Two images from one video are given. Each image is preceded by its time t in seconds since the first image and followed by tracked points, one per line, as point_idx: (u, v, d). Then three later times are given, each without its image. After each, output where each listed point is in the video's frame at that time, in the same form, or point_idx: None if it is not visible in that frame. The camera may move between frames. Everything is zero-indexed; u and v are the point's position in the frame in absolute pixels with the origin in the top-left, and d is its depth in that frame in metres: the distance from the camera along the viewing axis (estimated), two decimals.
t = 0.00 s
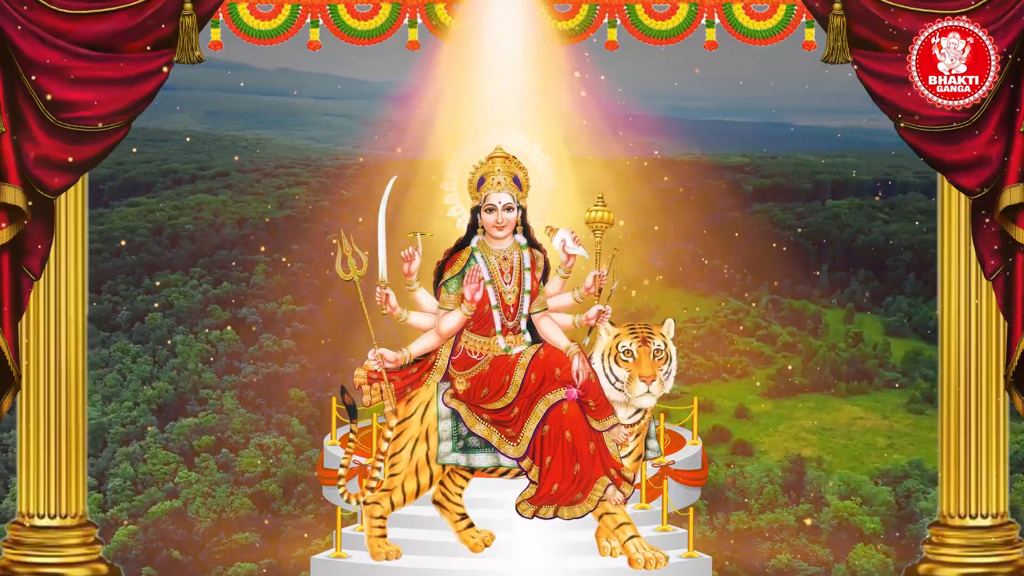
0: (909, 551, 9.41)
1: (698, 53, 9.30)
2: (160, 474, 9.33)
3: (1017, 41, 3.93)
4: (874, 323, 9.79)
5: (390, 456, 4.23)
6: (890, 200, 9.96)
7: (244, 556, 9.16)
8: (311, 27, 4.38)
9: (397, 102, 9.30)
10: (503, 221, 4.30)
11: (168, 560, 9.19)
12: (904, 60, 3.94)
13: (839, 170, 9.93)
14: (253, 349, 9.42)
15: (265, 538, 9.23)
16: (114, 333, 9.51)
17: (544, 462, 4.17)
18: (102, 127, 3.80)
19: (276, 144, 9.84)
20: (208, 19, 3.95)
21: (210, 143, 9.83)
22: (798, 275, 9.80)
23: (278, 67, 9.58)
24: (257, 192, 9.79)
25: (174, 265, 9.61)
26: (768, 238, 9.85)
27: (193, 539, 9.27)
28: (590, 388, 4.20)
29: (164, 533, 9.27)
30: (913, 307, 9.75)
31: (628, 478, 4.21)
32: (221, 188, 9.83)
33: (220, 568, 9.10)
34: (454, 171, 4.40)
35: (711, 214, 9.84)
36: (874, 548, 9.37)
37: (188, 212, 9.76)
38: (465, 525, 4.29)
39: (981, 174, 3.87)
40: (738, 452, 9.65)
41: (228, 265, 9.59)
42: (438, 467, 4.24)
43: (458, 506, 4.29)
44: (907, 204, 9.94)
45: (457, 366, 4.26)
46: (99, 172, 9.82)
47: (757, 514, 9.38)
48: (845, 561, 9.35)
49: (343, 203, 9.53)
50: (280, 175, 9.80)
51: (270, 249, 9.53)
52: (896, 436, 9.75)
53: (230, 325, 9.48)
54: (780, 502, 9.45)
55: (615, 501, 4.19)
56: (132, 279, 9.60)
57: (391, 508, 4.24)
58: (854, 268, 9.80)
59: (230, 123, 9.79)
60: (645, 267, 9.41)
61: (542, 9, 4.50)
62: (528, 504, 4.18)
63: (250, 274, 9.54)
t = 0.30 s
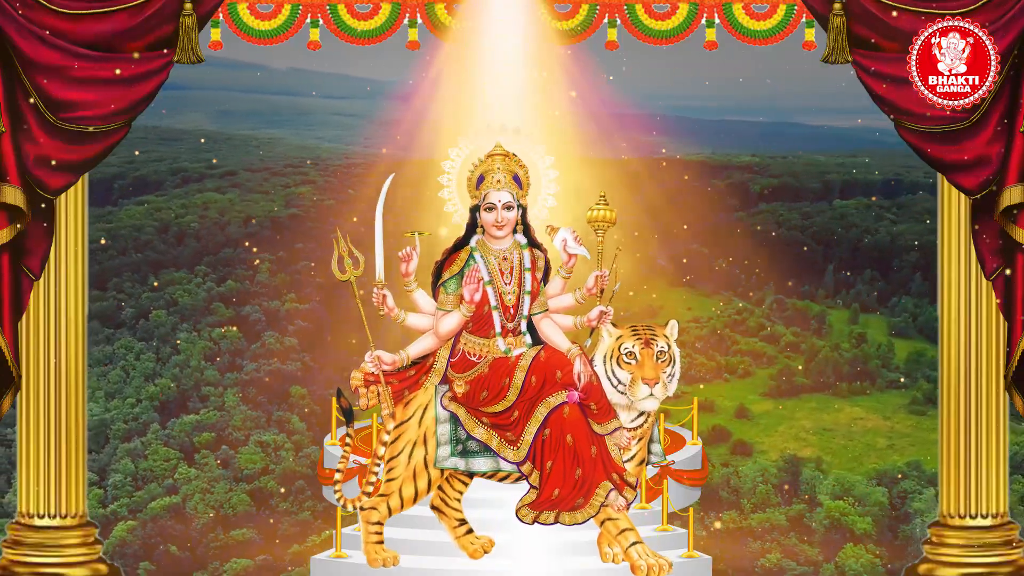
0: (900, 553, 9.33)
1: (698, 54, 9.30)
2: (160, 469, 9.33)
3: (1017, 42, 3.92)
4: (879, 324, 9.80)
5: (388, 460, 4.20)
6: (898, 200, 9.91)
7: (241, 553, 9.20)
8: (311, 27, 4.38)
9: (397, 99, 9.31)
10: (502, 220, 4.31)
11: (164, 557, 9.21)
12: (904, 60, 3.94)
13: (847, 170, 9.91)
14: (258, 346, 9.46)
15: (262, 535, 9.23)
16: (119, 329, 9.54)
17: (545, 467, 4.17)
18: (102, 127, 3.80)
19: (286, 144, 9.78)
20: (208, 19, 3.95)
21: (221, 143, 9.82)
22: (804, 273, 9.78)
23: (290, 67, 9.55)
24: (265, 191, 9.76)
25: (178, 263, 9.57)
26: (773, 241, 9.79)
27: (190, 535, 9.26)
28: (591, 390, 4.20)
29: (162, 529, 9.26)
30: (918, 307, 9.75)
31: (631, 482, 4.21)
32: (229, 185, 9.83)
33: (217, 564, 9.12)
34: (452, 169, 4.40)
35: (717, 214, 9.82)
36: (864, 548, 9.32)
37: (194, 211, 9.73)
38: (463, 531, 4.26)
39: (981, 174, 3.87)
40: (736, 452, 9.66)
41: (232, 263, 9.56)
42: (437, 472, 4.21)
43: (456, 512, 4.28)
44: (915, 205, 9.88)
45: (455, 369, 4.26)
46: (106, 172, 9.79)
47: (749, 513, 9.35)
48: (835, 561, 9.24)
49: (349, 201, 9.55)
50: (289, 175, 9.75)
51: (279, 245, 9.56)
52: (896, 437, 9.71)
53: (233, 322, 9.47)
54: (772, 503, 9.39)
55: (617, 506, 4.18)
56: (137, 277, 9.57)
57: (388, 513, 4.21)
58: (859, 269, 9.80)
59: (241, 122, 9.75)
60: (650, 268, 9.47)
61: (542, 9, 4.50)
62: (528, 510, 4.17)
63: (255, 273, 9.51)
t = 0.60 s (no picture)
0: (892, 553, 9.29)
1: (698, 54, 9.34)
2: (161, 466, 9.31)
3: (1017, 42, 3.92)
4: (882, 324, 9.72)
5: (385, 465, 4.20)
6: (906, 201, 9.96)
7: (237, 549, 9.15)
8: (311, 27, 4.38)
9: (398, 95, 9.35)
10: (502, 219, 4.31)
11: (162, 551, 9.19)
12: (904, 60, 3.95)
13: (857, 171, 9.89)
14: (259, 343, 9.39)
15: (259, 531, 9.18)
16: (123, 327, 9.51)
17: (544, 471, 4.17)
18: (102, 126, 3.80)
19: (297, 142, 9.84)
20: (208, 19, 3.96)
21: (233, 142, 9.94)
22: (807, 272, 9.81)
23: (305, 67, 9.68)
24: (272, 190, 9.79)
25: (183, 261, 9.57)
26: (776, 240, 9.84)
27: (189, 531, 9.23)
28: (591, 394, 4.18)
29: (160, 524, 9.25)
30: (923, 308, 9.74)
31: (634, 488, 4.21)
32: (236, 185, 9.86)
33: (213, 560, 9.09)
34: (451, 171, 4.40)
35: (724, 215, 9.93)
36: (854, 548, 9.23)
37: (201, 209, 9.76)
38: (463, 537, 4.27)
39: (980, 174, 3.87)
40: (734, 452, 9.63)
41: (236, 262, 9.54)
42: (435, 476, 4.22)
43: (455, 517, 4.28)
44: (923, 205, 9.93)
45: (454, 371, 4.26)
46: (116, 171, 9.84)
47: (741, 513, 9.33)
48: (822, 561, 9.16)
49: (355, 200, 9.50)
50: (298, 173, 9.77)
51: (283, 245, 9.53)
52: (896, 438, 9.69)
53: (236, 321, 9.42)
54: (764, 503, 9.38)
55: (619, 511, 4.19)
56: (142, 274, 9.58)
57: (384, 518, 4.21)
58: (865, 268, 9.81)
59: (254, 123, 9.92)
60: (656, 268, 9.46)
61: (542, 9, 4.50)
62: (528, 515, 4.18)
63: (259, 271, 9.48)
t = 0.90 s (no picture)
0: (882, 554, 9.19)
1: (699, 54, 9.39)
2: (162, 462, 9.25)
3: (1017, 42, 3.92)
4: (887, 324, 9.76)
5: (383, 469, 4.17)
6: (914, 201, 9.99)
7: (234, 545, 9.01)
8: (311, 27, 4.37)
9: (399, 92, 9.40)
10: (502, 219, 4.32)
11: (161, 547, 9.01)
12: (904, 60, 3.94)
13: (865, 171, 10.03)
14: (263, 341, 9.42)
15: (256, 528, 9.11)
16: (127, 325, 9.54)
17: (545, 475, 4.15)
18: (102, 126, 3.80)
19: (307, 142, 9.93)
20: (208, 19, 3.96)
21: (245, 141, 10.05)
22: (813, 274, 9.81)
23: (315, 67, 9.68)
24: (277, 188, 9.88)
25: (188, 259, 9.59)
26: (782, 241, 9.82)
27: (187, 527, 9.08)
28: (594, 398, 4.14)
29: (158, 519, 9.11)
30: (929, 309, 9.75)
31: (636, 492, 4.16)
32: (240, 184, 9.94)
33: (210, 556, 8.93)
34: (450, 166, 4.40)
35: (728, 214, 9.85)
36: (842, 548, 9.19)
37: (207, 207, 9.81)
38: (462, 543, 4.27)
39: (981, 174, 3.86)
40: (733, 452, 9.57)
41: (241, 261, 9.54)
42: (434, 481, 4.21)
43: (453, 522, 4.27)
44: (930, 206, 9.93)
45: (453, 373, 4.25)
46: (125, 170, 9.92)
47: (732, 512, 9.25)
48: (811, 561, 9.08)
49: (361, 199, 9.61)
50: (305, 172, 9.85)
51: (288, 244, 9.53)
52: (895, 439, 9.64)
53: (237, 318, 9.45)
54: (755, 503, 9.29)
55: (621, 517, 4.17)
56: (147, 271, 9.61)
57: (382, 524, 4.18)
58: (870, 270, 9.86)
59: (266, 121, 10.04)
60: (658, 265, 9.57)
61: (543, 9, 4.50)
62: (529, 521, 4.16)
63: (262, 270, 9.47)
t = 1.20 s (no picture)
0: (875, 554, 9.16)
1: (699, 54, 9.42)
2: (162, 458, 9.29)
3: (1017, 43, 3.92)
4: (891, 325, 9.70)
5: (380, 474, 4.17)
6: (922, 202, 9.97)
7: (230, 541, 9.08)
8: (311, 27, 4.37)
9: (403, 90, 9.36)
10: (502, 218, 4.32)
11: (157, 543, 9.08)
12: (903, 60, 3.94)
13: (874, 171, 10.00)
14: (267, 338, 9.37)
15: (254, 524, 9.15)
16: (131, 323, 9.54)
17: (546, 479, 4.14)
18: (102, 126, 3.80)
19: (318, 140, 9.82)
20: (208, 20, 3.96)
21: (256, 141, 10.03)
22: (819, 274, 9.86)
23: (328, 66, 9.58)
24: (285, 188, 9.86)
25: (194, 258, 9.62)
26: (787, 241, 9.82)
27: (185, 523, 9.19)
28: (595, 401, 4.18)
29: (157, 515, 9.19)
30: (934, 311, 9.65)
31: (638, 497, 4.20)
32: (247, 184, 9.95)
33: (207, 552, 9.04)
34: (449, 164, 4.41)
35: (733, 214, 9.80)
36: (832, 548, 9.20)
37: (213, 207, 9.84)
38: (461, 549, 4.23)
39: (981, 174, 3.87)
40: (733, 453, 9.53)
41: (245, 258, 9.59)
42: (432, 485, 4.19)
43: (452, 528, 4.25)
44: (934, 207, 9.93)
45: (452, 376, 4.24)
46: (134, 169, 9.84)
47: (724, 511, 9.22)
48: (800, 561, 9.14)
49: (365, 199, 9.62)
50: (313, 172, 9.75)
51: (290, 242, 9.57)
52: (895, 440, 9.67)
53: (240, 317, 9.44)
54: (749, 502, 9.31)
55: (623, 522, 4.17)
56: (153, 270, 9.55)
57: (379, 529, 4.17)
58: (875, 269, 9.83)
59: (277, 121, 9.98)
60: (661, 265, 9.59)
61: (543, 8, 4.50)
62: (529, 526, 4.16)
63: (265, 269, 9.53)
